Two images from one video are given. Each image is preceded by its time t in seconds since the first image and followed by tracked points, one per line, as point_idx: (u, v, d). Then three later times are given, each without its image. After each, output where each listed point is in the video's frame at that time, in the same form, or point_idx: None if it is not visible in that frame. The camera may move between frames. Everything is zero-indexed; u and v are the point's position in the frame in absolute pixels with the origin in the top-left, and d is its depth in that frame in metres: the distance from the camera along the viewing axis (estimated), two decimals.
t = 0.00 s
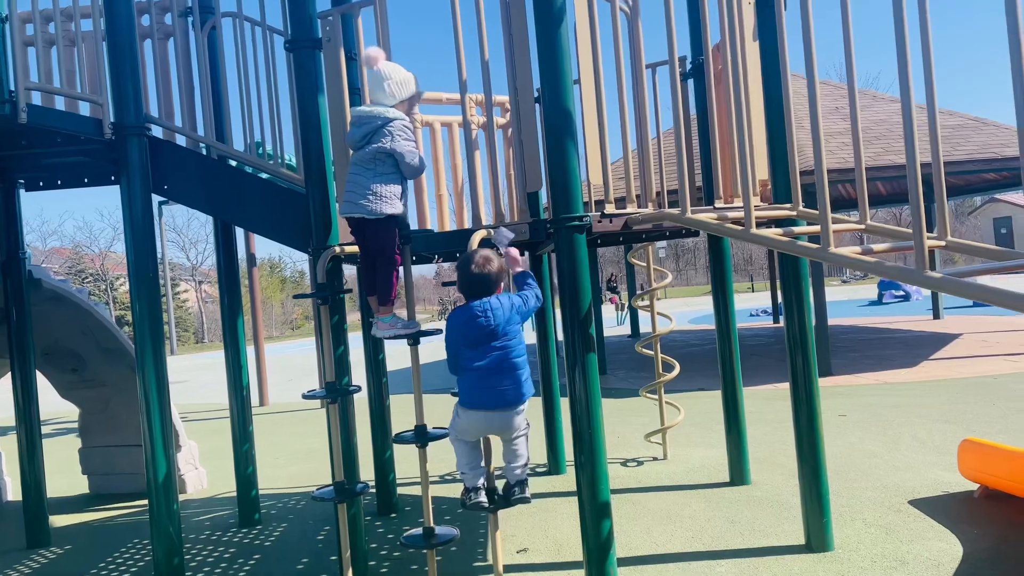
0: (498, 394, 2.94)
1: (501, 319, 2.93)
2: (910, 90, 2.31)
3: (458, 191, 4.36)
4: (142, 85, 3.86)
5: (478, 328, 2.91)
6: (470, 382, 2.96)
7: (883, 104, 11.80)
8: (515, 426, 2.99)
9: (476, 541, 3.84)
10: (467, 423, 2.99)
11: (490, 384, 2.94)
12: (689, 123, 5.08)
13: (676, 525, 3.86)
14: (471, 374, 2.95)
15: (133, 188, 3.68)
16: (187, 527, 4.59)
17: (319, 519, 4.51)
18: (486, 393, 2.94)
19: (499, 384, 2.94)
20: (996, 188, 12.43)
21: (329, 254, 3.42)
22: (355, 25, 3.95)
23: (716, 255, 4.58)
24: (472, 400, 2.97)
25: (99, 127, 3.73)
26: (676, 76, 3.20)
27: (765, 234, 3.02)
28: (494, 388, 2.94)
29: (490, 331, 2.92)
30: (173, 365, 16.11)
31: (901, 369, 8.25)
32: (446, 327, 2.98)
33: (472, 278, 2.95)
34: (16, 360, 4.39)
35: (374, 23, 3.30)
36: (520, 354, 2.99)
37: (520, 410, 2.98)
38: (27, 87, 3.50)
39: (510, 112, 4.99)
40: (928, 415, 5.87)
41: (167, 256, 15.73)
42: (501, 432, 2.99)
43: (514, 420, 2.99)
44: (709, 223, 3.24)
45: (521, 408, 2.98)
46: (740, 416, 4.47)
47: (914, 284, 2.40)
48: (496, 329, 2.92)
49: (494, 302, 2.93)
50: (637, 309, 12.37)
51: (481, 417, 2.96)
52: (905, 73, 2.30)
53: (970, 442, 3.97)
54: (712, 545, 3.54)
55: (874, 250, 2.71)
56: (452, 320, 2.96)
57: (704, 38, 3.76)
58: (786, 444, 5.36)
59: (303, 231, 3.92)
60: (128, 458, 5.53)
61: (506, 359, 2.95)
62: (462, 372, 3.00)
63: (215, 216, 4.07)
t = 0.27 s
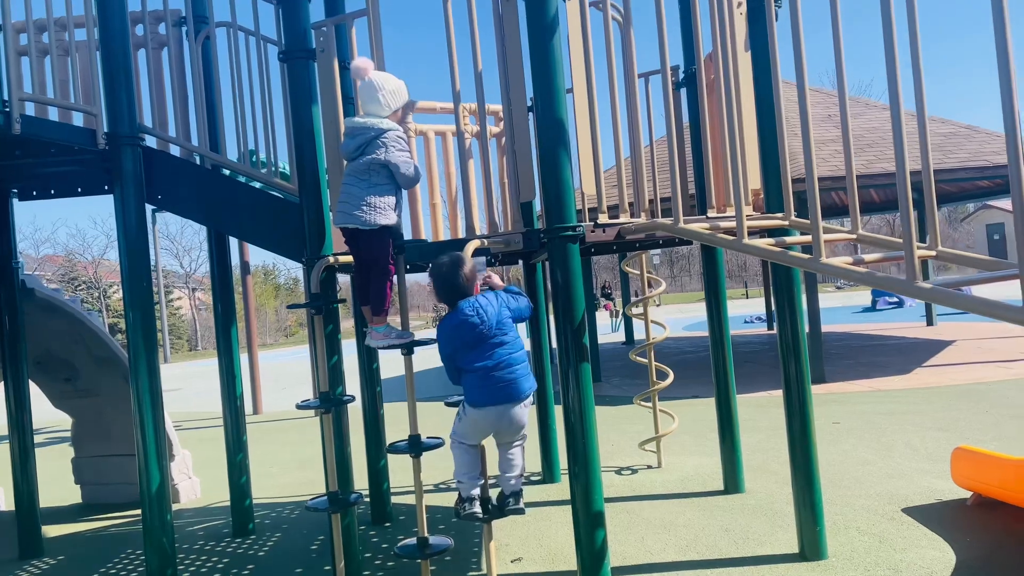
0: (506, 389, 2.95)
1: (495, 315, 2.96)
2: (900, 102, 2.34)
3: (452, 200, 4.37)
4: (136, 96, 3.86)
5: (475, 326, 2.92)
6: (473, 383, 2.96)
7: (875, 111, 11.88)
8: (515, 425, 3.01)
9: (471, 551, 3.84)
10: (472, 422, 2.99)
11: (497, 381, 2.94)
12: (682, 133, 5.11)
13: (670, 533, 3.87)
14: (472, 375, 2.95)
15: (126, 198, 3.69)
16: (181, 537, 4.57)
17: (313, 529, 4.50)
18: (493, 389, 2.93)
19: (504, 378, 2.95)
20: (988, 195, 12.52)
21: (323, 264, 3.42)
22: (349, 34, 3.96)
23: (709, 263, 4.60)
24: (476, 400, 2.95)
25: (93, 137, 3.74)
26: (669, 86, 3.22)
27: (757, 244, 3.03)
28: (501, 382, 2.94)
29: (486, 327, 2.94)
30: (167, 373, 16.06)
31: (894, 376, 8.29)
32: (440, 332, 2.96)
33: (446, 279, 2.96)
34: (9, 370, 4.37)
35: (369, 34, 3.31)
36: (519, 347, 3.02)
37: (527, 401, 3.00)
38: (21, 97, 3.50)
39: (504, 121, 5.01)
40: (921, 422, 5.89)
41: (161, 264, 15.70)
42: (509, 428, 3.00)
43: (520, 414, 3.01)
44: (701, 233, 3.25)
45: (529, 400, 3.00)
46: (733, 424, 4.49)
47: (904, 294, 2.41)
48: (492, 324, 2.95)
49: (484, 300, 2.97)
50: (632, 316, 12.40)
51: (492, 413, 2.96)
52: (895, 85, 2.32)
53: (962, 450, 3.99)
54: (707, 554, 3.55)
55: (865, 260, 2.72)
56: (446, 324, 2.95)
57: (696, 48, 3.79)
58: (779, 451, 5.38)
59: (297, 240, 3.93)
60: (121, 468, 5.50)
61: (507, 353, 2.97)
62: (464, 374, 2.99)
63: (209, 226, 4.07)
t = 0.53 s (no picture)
0: (509, 379, 2.98)
1: (490, 308, 3.00)
2: (896, 108, 2.35)
3: (450, 206, 4.38)
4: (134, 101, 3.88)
5: (473, 319, 2.93)
6: (471, 379, 2.97)
7: (871, 117, 11.93)
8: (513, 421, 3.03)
9: (468, 557, 3.84)
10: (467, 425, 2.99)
11: (499, 372, 2.97)
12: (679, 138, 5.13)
13: (669, 538, 3.87)
14: (471, 370, 2.96)
15: (125, 204, 3.69)
16: (178, 543, 4.56)
17: (311, 534, 4.50)
18: (497, 381, 2.96)
19: (505, 368, 2.98)
20: (984, 201, 12.57)
21: (321, 270, 3.43)
22: (348, 41, 3.97)
23: (707, 268, 4.61)
24: (476, 395, 2.97)
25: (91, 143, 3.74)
26: (667, 92, 3.24)
27: (754, 250, 3.04)
28: (503, 373, 2.97)
29: (484, 320, 2.96)
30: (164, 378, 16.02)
31: (891, 381, 8.30)
32: (437, 330, 2.93)
33: (436, 273, 2.98)
34: (6, 375, 4.36)
35: (368, 40, 3.31)
36: (512, 338, 3.07)
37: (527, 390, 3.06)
38: (19, 103, 3.50)
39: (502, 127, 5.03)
40: (918, 427, 5.90)
41: (158, 269, 15.70)
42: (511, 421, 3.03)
43: (522, 406, 3.04)
44: (699, 238, 3.25)
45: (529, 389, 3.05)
46: (731, 429, 4.49)
47: (902, 300, 2.43)
48: (489, 317, 2.98)
49: (476, 294, 2.99)
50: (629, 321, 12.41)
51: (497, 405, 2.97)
52: (892, 92, 2.34)
53: (959, 454, 4.00)
54: (705, 559, 3.55)
55: (862, 266, 2.73)
56: (442, 321, 2.92)
57: (694, 54, 3.81)
58: (777, 456, 5.38)
59: (296, 245, 3.93)
60: (118, 473, 5.49)
61: (504, 344, 3.01)
62: (464, 370, 2.98)
63: (207, 231, 4.07)
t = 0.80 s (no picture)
0: (503, 370, 2.98)
1: (486, 298, 2.99)
2: (896, 110, 2.36)
3: (451, 209, 4.38)
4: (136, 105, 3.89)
5: (470, 309, 2.93)
6: (465, 369, 2.96)
7: (871, 122, 11.95)
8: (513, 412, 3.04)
9: (469, 560, 3.83)
10: (466, 426, 3.00)
11: (493, 363, 2.96)
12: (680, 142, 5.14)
13: (669, 542, 3.86)
14: (465, 361, 2.96)
15: (126, 207, 3.70)
16: (179, 546, 4.56)
17: (311, 537, 4.49)
18: (491, 372, 2.96)
19: (499, 360, 2.98)
20: (985, 205, 12.58)
21: (322, 272, 3.46)
22: (349, 44, 3.98)
23: (708, 272, 4.61)
24: (470, 386, 2.97)
25: (93, 146, 3.75)
26: (668, 96, 3.25)
27: (755, 253, 3.04)
28: (497, 364, 2.97)
29: (481, 310, 2.95)
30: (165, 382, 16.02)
31: (893, 386, 8.29)
32: (433, 318, 2.93)
33: (433, 264, 2.98)
34: (8, 378, 4.37)
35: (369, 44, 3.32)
36: (508, 329, 3.07)
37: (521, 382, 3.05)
38: (21, 105, 3.51)
39: (503, 130, 5.04)
40: (920, 431, 5.90)
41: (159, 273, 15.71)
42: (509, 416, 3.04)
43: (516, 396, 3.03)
44: (699, 241, 3.26)
45: (524, 382, 3.04)
46: (732, 433, 4.49)
47: (903, 303, 2.43)
48: (486, 307, 2.97)
49: (473, 283, 2.98)
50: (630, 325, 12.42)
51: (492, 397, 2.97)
52: (892, 94, 2.34)
53: (961, 458, 3.99)
54: (705, 563, 3.54)
55: (863, 269, 2.73)
56: (438, 310, 2.92)
57: (694, 58, 3.82)
58: (778, 460, 5.38)
59: (297, 248, 3.93)
60: (118, 476, 5.48)
61: (499, 334, 3.01)
62: (458, 360, 2.98)
63: (208, 234, 4.08)
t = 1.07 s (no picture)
0: (493, 364, 3.00)
1: (483, 291, 3.03)
2: (899, 113, 2.36)
3: (455, 212, 4.39)
4: (141, 107, 3.91)
5: (465, 300, 2.98)
6: (457, 363, 3.01)
7: (875, 126, 11.94)
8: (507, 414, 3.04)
9: (472, 562, 3.83)
10: (461, 422, 3.05)
11: (484, 357, 2.99)
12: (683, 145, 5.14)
13: (672, 545, 3.86)
14: (457, 353, 3.01)
15: (131, 208, 3.72)
16: (181, 547, 4.56)
17: (314, 539, 4.50)
18: (481, 365, 2.98)
19: (491, 354, 3.01)
20: (989, 209, 12.55)
21: (325, 274, 3.45)
22: (353, 47, 4.00)
23: (711, 275, 4.61)
24: (460, 380, 3.00)
25: (98, 148, 3.77)
26: (671, 99, 3.26)
27: (759, 255, 3.04)
28: (488, 357, 3.00)
29: (476, 302, 2.99)
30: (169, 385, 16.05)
31: (897, 390, 8.27)
32: (429, 307, 3.00)
33: (437, 257, 3.06)
34: (12, 379, 4.39)
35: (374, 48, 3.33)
36: (504, 325, 3.10)
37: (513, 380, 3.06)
38: (27, 107, 3.52)
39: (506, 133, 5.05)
40: (924, 435, 5.88)
41: (163, 276, 15.75)
42: (500, 413, 3.02)
43: (505, 396, 3.02)
44: (702, 244, 3.26)
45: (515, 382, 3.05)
46: (735, 436, 4.48)
47: (906, 306, 2.42)
48: (482, 300, 3.01)
49: (471, 277, 3.04)
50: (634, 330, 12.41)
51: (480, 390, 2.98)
52: (895, 97, 2.34)
53: (965, 462, 3.98)
54: (708, 566, 3.54)
55: (866, 271, 2.72)
56: (435, 300, 3.00)
57: (697, 61, 3.83)
58: (782, 464, 5.36)
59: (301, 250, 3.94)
60: (121, 478, 5.48)
61: (493, 329, 3.04)
62: (451, 351, 3.02)
63: (213, 236, 4.09)
